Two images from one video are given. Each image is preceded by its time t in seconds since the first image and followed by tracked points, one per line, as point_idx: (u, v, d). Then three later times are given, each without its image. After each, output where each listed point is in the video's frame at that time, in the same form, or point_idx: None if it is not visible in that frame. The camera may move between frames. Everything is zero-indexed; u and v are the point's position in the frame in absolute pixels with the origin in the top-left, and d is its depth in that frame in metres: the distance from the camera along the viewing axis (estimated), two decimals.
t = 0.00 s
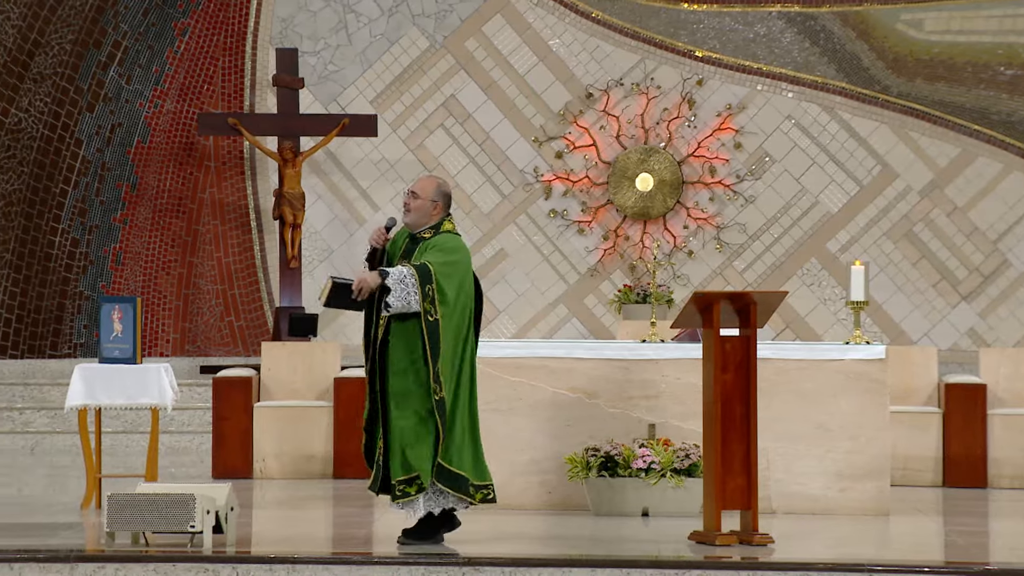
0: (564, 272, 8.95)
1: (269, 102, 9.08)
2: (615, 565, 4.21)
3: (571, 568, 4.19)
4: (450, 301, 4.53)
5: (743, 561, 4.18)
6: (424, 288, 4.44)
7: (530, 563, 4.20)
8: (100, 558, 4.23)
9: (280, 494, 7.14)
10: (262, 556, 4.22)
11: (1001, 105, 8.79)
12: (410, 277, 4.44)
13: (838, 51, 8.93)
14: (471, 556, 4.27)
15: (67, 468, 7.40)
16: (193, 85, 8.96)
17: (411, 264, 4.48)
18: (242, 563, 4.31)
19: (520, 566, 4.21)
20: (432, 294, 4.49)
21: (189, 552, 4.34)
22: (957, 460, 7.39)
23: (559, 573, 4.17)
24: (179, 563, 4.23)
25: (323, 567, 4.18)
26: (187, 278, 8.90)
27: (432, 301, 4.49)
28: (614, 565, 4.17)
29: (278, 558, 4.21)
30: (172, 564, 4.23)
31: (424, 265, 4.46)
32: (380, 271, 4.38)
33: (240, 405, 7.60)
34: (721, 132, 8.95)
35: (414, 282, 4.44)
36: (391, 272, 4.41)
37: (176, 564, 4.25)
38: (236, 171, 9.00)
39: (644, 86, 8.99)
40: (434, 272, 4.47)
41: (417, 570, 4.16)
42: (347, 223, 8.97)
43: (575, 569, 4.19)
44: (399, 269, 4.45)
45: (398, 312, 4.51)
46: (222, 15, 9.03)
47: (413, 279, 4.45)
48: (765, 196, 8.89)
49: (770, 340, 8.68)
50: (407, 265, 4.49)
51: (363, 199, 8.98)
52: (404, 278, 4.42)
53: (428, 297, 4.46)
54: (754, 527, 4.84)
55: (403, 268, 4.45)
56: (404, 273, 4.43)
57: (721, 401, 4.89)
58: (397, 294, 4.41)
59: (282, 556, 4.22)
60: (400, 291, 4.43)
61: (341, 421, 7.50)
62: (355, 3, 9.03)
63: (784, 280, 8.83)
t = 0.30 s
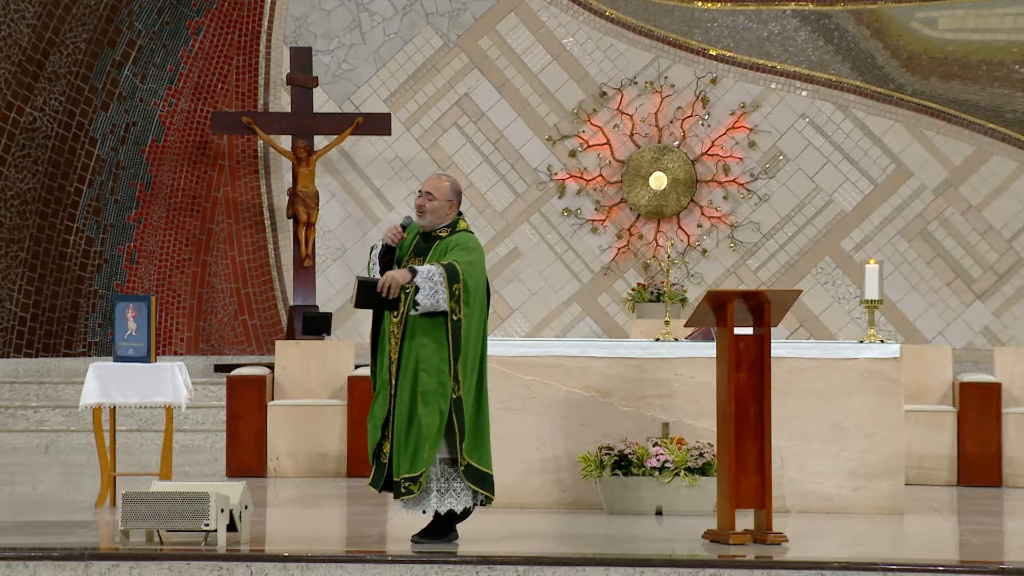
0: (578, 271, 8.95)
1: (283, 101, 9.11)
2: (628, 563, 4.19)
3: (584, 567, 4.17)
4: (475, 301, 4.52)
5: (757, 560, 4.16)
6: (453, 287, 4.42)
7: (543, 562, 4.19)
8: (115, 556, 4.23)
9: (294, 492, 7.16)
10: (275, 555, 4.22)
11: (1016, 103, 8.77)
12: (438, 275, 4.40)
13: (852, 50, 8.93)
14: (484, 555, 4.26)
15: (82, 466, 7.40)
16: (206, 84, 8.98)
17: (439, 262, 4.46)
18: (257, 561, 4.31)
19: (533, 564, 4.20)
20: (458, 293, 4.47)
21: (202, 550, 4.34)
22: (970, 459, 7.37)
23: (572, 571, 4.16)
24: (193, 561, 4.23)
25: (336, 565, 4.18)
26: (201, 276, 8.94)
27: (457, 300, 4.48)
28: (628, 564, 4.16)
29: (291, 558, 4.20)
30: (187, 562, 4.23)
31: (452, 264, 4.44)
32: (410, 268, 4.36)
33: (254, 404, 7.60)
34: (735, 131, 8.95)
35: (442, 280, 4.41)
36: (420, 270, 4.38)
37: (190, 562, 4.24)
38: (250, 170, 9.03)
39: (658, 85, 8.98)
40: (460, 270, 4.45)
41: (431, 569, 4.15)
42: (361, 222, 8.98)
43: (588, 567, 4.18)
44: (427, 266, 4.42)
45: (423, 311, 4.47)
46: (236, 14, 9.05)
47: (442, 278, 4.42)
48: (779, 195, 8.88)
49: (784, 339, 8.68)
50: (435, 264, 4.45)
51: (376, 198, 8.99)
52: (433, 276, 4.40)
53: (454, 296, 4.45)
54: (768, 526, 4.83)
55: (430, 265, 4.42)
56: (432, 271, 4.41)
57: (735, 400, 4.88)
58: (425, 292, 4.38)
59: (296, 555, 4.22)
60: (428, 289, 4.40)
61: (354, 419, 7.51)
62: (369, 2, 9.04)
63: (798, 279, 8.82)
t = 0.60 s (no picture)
0: (590, 268, 8.95)
1: (296, 99, 9.10)
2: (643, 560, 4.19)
3: (597, 564, 4.17)
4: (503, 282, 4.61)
5: (771, 557, 4.15)
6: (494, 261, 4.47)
7: (557, 558, 4.18)
8: (128, 553, 4.23)
9: (307, 489, 7.17)
10: (288, 552, 4.21)
11: None
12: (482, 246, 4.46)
13: (865, 46, 8.92)
14: (497, 551, 4.26)
15: (95, 463, 7.41)
16: (219, 82, 9.00)
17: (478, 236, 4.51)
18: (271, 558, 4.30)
19: (546, 562, 4.19)
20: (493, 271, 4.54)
21: (215, 547, 4.32)
22: (984, 456, 7.37)
23: (585, 568, 4.16)
24: (207, 558, 4.21)
25: (350, 562, 4.18)
26: (214, 273, 8.96)
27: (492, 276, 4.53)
28: (641, 560, 4.15)
29: (304, 554, 4.19)
30: (200, 558, 4.22)
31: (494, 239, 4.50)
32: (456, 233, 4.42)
33: (267, 400, 7.61)
34: (748, 127, 8.93)
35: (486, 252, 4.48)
36: (466, 235, 4.43)
37: (204, 559, 4.24)
38: (263, 167, 9.05)
39: (671, 82, 8.98)
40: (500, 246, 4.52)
41: (445, 565, 4.15)
42: (373, 219, 8.97)
43: (602, 566, 4.17)
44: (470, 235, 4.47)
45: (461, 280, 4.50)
46: (249, 12, 9.07)
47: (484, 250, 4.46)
48: (792, 191, 8.88)
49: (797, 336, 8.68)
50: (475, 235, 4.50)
51: (389, 195, 9.00)
52: (478, 244, 4.45)
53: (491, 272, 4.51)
54: (781, 523, 4.80)
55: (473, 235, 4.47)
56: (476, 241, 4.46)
57: (747, 397, 4.88)
58: (471, 256, 4.42)
59: (309, 552, 4.21)
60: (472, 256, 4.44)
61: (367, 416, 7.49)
62: None
63: (811, 276, 8.81)
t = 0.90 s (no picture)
0: (595, 265, 8.95)
1: (300, 95, 9.10)
2: (647, 558, 4.17)
3: (601, 561, 4.15)
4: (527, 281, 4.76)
5: (775, 554, 4.14)
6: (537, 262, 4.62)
7: (561, 556, 4.16)
8: (132, 551, 4.23)
9: (311, 487, 7.17)
10: (292, 549, 4.20)
11: None
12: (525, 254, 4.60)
13: (870, 44, 8.90)
14: (501, 549, 4.25)
15: (99, 460, 7.42)
16: (224, 78, 9.00)
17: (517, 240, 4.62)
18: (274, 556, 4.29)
19: (549, 560, 4.17)
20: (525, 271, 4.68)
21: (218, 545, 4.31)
22: (988, 454, 7.36)
23: (589, 566, 4.15)
24: (211, 556, 4.20)
25: (353, 561, 4.16)
26: (218, 271, 8.96)
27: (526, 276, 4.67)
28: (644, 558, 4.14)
29: (308, 551, 4.18)
30: (204, 556, 4.21)
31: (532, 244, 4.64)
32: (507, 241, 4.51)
33: (271, 398, 7.61)
34: (752, 125, 8.94)
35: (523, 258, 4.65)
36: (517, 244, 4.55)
37: (208, 556, 4.23)
38: (267, 165, 9.06)
39: (675, 79, 8.98)
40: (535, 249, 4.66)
41: (448, 562, 4.14)
42: (378, 216, 8.98)
43: (605, 564, 4.16)
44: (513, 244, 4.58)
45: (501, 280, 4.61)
46: (253, 9, 9.07)
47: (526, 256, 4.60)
48: (796, 189, 8.87)
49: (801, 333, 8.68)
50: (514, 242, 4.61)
51: (393, 192, 9.00)
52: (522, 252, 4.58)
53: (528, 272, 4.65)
54: (785, 521, 4.81)
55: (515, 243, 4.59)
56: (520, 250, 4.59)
57: (751, 395, 4.87)
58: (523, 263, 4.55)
59: (313, 549, 4.19)
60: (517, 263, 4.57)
61: (371, 415, 7.50)
62: None
63: (815, 274, 8.80)
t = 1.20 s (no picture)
0: (592, 265, 8.95)
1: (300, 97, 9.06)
2: (643, 558, 4.15)
3: (598, 561, 4.14)
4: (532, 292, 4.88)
5: (773, 554, 4.12)
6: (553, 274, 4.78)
7: (558, 556, 4.15)
8: (129, 551, 4.22)
9: (309, 487, 7.17)
10: (289, 550, 4.19)
11: None
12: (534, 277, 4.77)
13: (868, 44, 8.90)
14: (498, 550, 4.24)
15: (97, 460, 7.41)
16: (222, 78, 9.00)
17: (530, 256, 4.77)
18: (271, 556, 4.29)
19: (547, 560, 4.17)
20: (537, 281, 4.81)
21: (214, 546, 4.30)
22: (985, 454, 7.37)
23: (586, 566, 4.13)
24: (208, 556, 4.20)
25: (350, 561, 4.16)
26: (216, 271, 8.96)
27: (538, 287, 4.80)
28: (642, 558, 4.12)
29: (306, 552, 4.18)
30: (202, 556, 4.21)
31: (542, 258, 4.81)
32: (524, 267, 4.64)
33: (268, 398, 7.59)
34: (750, 125, 8.93)
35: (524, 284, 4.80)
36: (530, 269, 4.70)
37: (206, 557, 4.23)
38: (265, 165, 9.03)
39: (673, 79, 8.98)
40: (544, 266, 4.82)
41: (447, 562, 4.14)
42: (375, 217, 8.98)
43: (602, 563, 4.14)
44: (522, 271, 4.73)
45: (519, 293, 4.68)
46: (251, 9, 9.07)
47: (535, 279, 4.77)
48: (794, 189, 8.87)
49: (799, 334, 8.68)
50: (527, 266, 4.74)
51: (391, 193, 9.00)
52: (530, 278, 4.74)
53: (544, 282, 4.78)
54: (782, 521, 4.81)
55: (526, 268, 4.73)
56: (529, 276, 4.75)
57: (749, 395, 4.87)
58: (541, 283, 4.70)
59: (310, 550, 4.19)
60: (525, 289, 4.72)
61: (368, 416, 7.48)
62: None
63: (813, 274, 8.81)
